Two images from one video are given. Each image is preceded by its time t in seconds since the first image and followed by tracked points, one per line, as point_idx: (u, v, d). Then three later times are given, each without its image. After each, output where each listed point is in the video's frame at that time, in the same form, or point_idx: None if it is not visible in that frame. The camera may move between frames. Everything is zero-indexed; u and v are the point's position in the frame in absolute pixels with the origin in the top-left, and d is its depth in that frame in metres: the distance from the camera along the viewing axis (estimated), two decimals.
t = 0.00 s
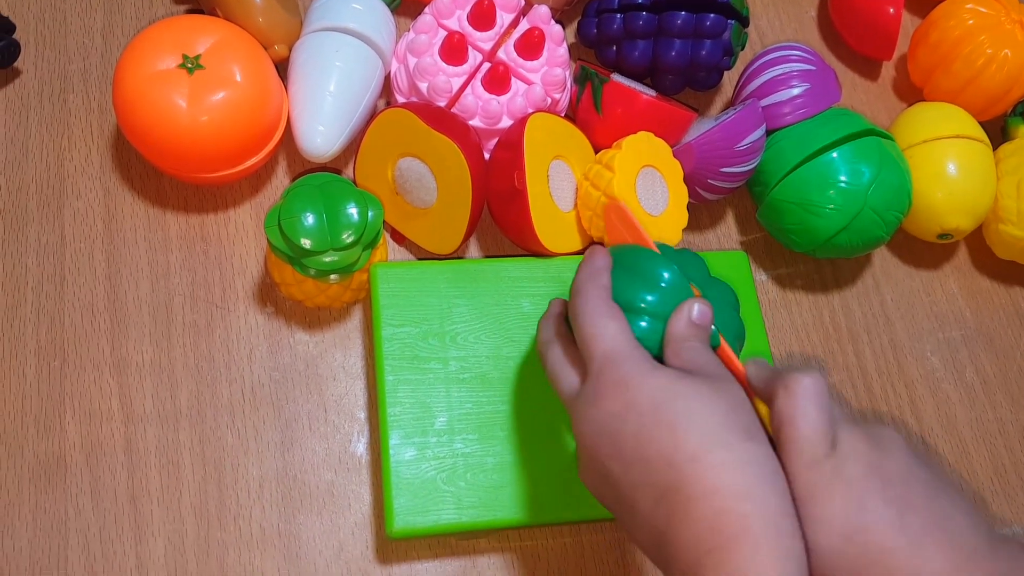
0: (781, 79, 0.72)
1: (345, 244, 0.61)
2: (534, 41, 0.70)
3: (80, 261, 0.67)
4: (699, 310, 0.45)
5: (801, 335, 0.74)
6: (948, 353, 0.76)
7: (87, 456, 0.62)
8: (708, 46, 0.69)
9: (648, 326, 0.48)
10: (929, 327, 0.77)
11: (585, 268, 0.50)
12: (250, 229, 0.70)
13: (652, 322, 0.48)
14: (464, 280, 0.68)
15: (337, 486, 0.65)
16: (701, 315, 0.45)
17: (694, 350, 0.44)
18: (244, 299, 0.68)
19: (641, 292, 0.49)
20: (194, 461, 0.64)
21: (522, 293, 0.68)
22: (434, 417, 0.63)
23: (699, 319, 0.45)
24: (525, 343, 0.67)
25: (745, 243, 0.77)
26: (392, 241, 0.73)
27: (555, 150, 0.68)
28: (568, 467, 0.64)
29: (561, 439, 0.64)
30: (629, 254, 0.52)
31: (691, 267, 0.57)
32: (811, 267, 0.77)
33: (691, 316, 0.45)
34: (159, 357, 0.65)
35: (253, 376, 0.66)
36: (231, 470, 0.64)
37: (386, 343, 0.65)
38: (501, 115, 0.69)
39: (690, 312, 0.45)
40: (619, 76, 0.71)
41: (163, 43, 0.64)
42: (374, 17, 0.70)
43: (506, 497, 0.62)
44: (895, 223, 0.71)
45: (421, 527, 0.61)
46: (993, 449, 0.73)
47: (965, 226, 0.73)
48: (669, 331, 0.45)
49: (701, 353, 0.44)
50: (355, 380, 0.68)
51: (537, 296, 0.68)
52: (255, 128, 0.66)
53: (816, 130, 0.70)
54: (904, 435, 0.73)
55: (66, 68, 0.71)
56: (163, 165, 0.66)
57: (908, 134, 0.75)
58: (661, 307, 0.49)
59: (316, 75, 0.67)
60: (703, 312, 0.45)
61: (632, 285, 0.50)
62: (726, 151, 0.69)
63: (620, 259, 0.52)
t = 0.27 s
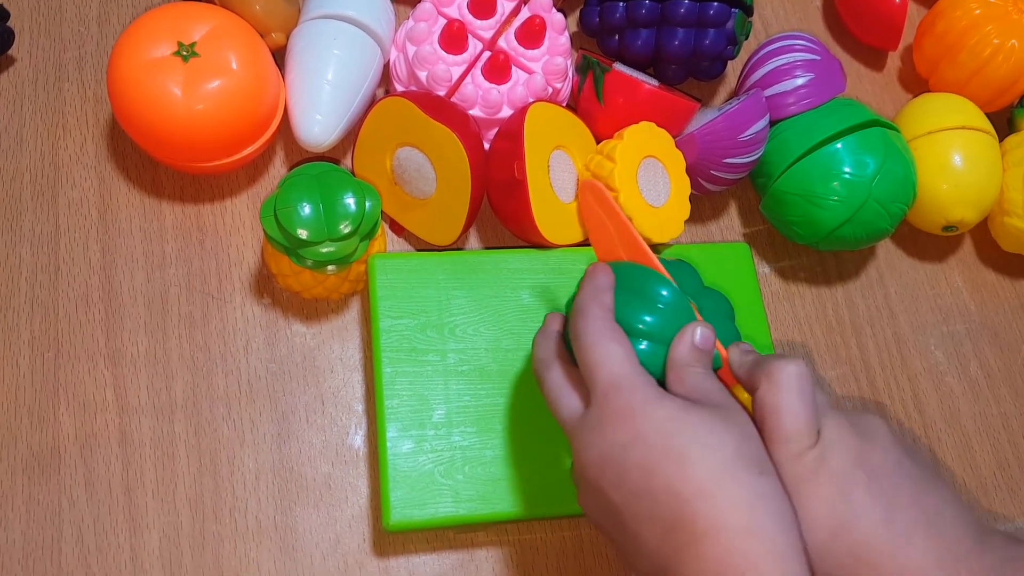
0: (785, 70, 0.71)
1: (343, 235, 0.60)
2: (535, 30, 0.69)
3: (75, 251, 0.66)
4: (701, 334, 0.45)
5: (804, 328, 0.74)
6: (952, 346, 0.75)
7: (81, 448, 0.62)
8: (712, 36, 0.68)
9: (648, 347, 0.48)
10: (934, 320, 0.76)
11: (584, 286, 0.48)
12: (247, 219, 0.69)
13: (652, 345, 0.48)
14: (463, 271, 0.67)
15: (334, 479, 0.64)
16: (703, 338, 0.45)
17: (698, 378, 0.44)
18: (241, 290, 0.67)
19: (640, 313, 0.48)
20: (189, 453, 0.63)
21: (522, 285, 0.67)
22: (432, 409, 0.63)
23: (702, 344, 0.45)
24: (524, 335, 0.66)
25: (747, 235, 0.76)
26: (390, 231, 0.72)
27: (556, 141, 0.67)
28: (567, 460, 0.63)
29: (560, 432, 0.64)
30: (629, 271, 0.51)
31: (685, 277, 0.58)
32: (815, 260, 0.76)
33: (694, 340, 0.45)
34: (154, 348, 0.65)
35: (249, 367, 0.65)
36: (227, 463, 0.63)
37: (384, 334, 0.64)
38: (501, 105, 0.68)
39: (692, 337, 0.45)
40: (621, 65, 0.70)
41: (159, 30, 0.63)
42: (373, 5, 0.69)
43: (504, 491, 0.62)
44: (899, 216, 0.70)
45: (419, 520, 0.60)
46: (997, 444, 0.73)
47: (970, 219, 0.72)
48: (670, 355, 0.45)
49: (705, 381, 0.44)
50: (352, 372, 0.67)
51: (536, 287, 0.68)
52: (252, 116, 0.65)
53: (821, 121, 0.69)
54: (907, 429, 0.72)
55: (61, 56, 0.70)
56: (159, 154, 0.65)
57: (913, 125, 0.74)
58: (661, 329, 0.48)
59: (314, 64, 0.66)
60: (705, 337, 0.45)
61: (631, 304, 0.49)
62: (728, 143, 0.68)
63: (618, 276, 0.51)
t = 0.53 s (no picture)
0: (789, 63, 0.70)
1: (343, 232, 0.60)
2: (536, 24, 0.68)
3: (79, 249, 0.66)
4: (685, 339, 0.44)
5: (808, 323, 0.73)
6: (958, 341, 0.74)
7: (86, 444, 0.62)
8: (714, 29, 0.68)
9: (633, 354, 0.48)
10: (940, 315, 0.75)
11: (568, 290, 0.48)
12: (249, 216, 0.69)
13: (636, 351, 0.48)
14: (464, 267, 0.67)
15: (337, 475, 0.64)
16: (688, 344, 0.44)
17: (683, 385, 0.43)
18: (243, 287, 0.67)
19: (623, 319, 0.48)
20: (193, 450, 0.63)
21: (523, 281, 0.67)
22: (433, 406, 0.63)
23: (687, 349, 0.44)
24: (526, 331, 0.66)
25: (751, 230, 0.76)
26: (392, 228, 0.72)
27: (557, 136, 0.67)
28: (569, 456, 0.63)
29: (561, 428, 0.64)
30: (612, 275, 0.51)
31: (668, 281, 0.57)
32: (819, 255, 0.75)
33: (679, 346, 0.44)
34: (157, 344, 0.65)
35: (251, 364, 0.66)
36: (231, 459, 0.63)
37: (386, 331, 0.64)
38: (502, 100, 0.68)
39: (676, 342, 0.44)
40: (624, 59, 0.70)
41: (160, 28, 0.64)
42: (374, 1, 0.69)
43: (505, 487, 0.62)
44: (905, 210, 0.70)
45: (420, 516, 0.60)
46: (1003, 439, 0.72)
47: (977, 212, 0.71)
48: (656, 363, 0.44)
49: (691, 390, 0.43)
50: (355, 368, 0.67)
51: (538, 283, 0.67)
52: (253, 113, 0.65)
53: (825, 114, 0.69)
54: (912, 424, 0.71)
55: (64, 54, 0.71)
56: (161, 152, 0.65)
57: (919, 119, 0.73)
58: (645, 334, 0.48)
59: (315, 60, 0.66)
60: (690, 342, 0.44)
61: (612, 310, 0.49)
62: (731, 138, 0.68)
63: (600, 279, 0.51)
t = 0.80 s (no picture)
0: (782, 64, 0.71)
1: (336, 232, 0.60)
2: (529, 25, 0.68)
3: (72, 249, 0.66)
4: (635, 324, 0.44)
5: (800, 323, 0.73)
6: (950, 342, 0.75)
7: (80, 444, 0.62)
8: (707, 30, 0.68)
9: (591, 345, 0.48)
10: (931, 316, 0.75)
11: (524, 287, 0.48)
12: (242, 216, 0.70)
13: (594, 341, 0.48)
14: (457, 268, 0.67)
15: (329, 474, 0.65)
16: (638, 329, 0.44)
17: (631, 370, 0.44)
18: (236, 287, 0.68)
19: (580, 313, 0.49)
20: (186, 450, 0.63)
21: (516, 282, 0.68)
22: (426, 406, 0.63)
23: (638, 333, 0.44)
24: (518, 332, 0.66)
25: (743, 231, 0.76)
26: (385, 228, 0.72)
27: (550, 137, 0.67)
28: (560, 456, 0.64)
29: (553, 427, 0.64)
30: (568, 271, 0.51)
31: (636, 283, 0.56)
32: (811, 255, 0.76)
33: (630, 331, 0.44)
34: (150, 344, 0.65)
35: (244, 364, 0.66)
36: (223, 459, 0.64)
37: (378, 331, 0.64)
38: (495, 101, 0.68)
39: (626, 328, 0.44)
40: (616, 60, 0.70)
41: (152, 28, 0.64)
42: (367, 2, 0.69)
43: (497, 487, 0.62)
44: (897, 211, 0.70)
45: (413, 516, 0.60)
46: (994, 440, 0.72)
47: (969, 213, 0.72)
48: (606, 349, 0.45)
49: (640, 374, 0.44)
50: (347, 368, 0.68)
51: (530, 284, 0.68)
52: (245, 114, 0.65)
53: (817, 116, 0.69)
54: (904, 425, 0.72)
55: (56, 53, 0.71)
56: (154, 152, 0.65)
57: (912, 120, 0.73)
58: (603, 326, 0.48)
59: (308, 60, 0.66)
60: (640, 326, 0.44)
61: (570, 304, 0.49)
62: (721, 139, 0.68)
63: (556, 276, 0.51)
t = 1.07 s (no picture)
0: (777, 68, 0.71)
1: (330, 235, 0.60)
2: (523, 27, 0.69)
3: (65, 251, 0.66)
4: (636, 333, 0.45)
5: (793, 326, 0.74)
6: (943, 344, 0.75)
7: (73, 446, 0.62)
8: (702, 33, 0.68)
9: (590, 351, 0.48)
10: (924, 318, 0.76)
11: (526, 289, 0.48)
12: (236, 218, 0.69)
13: (593, 348, 0.48)
14: (451, 270, 0.67)
15: (323, 477, 0.65)
16: (639, 337, 0.45)
17: (633, 378, 0.44)
18: (230, 289, 0.67)
19: (579, 318, 0.49)
20: (179, 452, 0.63)
21: (510, 284, 0.68)
22: (420, 409, 0.63)
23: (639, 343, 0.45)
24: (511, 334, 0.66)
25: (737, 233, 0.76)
26: (379, 230, 0.72)
27: (544, 139, 0.67)
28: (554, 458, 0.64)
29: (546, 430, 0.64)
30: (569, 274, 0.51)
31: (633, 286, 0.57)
32: (805, 258, 0.76)
33: (631, 339, 0.44)
34: (144, 346, 0.65)
35: (238, 366, 0.66)
36: (217, 461, 0.64)
37: (372, 334, 0.64)
38: (489, 103, 0.68)
39: (627, 337, 0.45)
40: (611, 63, 0.70)
41: (147, 29, 0.63)
42: (362, 3, 0.69)
43: (490, 490, 0.62)
44: (890, 214, 0.70)
45: (406, 519, 0.60)
46: (986, 442, 0.73)
47: (961, 216, 0.72)
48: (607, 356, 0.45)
49: (642, 383, 0.44)
50: (342, 371, 0.68)
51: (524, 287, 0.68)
52: (240, 116, 0.65)
53: (811, 119, 0.69)
54: (897, 427, 0.72)
55: (50, 54, 0.70)
56: (148, 154, 0.65)
57: (905, 123, 0.73)
58: (601, 333, 0.48)
59: (303, 62, 0.66)
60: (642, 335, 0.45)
61: (569, 309, 0.49)
62: (716, 143, 0.68)
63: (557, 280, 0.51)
